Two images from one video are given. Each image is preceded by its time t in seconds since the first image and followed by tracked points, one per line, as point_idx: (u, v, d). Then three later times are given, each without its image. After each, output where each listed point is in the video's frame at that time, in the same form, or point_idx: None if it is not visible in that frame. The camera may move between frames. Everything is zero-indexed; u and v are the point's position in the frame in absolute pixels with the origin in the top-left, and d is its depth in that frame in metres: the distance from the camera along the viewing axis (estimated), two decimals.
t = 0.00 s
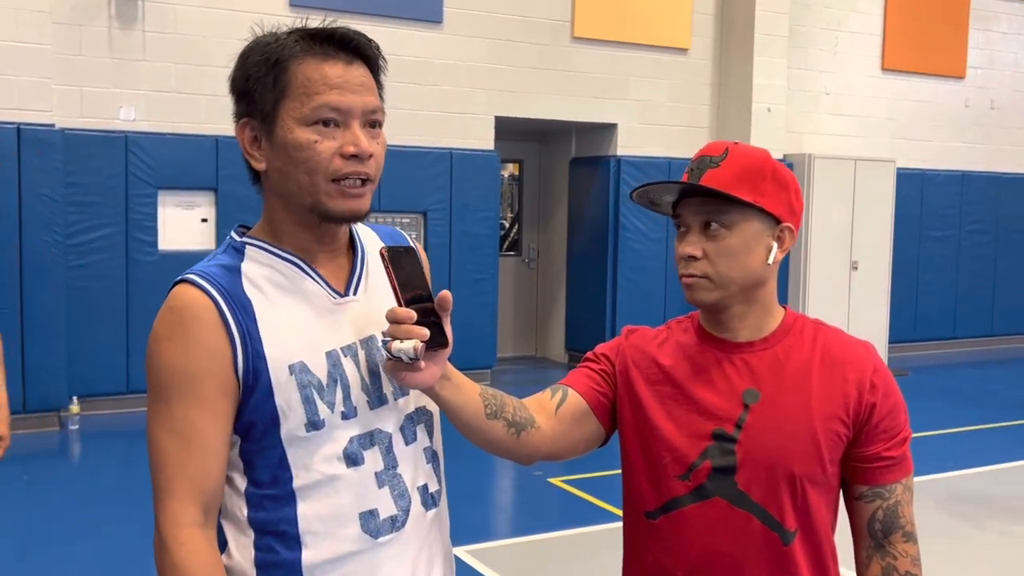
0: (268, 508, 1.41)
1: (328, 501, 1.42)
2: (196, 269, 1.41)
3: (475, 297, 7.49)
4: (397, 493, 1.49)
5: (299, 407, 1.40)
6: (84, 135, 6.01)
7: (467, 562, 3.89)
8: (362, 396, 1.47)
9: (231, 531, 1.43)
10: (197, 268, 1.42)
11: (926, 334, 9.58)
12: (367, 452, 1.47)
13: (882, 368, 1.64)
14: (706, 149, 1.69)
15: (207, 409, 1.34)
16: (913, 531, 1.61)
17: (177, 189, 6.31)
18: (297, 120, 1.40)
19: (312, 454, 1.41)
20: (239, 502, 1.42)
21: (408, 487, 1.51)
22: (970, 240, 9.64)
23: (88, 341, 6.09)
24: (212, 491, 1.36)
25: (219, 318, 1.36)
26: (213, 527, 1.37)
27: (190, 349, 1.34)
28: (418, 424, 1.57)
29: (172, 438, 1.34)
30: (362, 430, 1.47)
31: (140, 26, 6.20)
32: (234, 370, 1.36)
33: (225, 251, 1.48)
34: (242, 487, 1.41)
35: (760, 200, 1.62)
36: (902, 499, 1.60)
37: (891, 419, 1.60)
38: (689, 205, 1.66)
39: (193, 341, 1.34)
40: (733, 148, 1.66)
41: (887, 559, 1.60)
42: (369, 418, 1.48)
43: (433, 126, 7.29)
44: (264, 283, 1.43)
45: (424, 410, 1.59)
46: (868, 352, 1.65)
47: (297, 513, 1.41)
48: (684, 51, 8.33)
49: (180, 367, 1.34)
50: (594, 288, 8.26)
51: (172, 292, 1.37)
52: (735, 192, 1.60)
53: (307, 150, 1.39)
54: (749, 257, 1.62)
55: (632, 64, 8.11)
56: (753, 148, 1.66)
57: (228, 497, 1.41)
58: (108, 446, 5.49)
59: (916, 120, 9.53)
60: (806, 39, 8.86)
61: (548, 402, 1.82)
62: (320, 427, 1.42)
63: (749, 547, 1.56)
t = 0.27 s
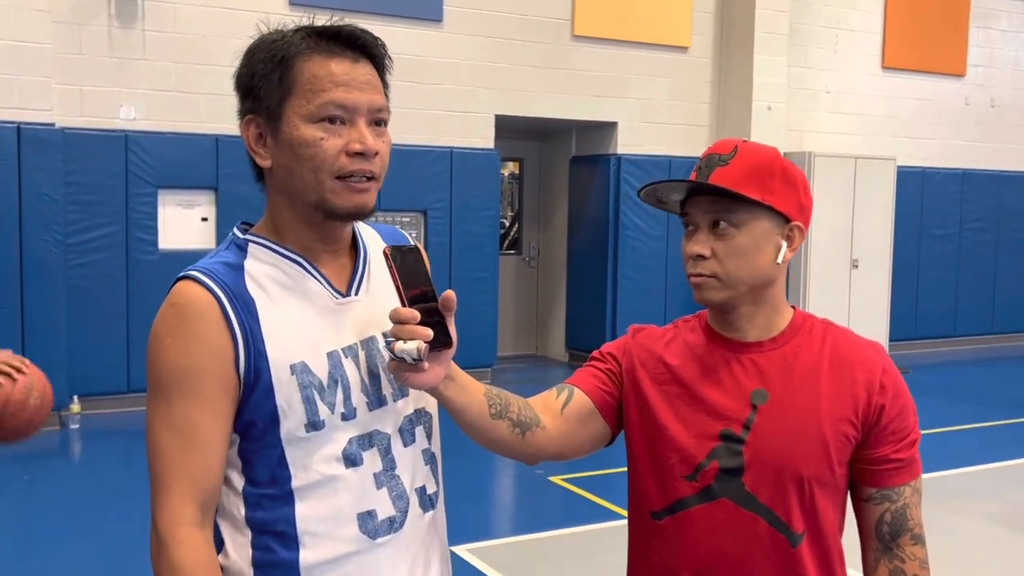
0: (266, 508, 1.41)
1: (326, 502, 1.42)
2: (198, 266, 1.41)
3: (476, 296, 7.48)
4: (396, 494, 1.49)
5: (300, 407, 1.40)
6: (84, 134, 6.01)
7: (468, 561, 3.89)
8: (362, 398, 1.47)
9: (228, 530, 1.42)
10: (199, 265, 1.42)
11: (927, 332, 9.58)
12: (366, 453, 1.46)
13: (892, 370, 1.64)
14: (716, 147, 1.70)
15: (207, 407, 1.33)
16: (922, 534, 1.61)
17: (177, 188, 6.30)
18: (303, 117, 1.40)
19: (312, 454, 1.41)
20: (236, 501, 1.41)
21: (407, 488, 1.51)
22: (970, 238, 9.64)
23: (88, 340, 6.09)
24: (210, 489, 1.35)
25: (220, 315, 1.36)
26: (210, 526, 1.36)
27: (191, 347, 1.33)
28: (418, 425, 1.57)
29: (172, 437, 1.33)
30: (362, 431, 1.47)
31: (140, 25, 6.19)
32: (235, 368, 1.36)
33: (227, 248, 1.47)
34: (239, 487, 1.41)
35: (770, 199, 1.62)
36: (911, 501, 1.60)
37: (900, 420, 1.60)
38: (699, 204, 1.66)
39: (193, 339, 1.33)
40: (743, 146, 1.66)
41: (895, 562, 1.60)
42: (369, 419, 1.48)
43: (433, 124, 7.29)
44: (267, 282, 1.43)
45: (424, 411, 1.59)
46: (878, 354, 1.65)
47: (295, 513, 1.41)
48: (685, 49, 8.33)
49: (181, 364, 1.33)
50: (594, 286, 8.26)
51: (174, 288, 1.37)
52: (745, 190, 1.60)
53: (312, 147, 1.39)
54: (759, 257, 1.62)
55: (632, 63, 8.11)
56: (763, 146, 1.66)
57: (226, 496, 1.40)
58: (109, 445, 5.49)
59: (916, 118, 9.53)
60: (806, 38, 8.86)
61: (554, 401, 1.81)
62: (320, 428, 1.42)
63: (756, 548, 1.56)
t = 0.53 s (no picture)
0: (264, 501, 1.41)
1: (324, 496, 1.42)
2: (204, 256, 1.41)
3: (476, 294, 7.48)
4: (395, 489, 1.49)
5: (300, 399, 1.40)
6: (84, 133, 6.01)
7: (469, 559, 3.89)
8: (361, 392, 1.47)
9: (227, 521, 1.43)
10: (204, 255, 1.42)
11: (928, 330, 9.58)
12: (364, 447, 1.46)
13: (904, 369, 1.63)
14: (723, 142, 1.69)
15: (208, 396, 1.33)
16: (934, 534, 1.60)
17: (177, 187, 6.30)
18: (305, 114, 1.40)
19: (310, 447, 1.41)
20: (235, 494, 1.41)
21: (406, 483, 1.51)
22: (971, 236, 9.64)
23: (89, 339, 6.09)
24: (208, 478, 1.34)
25: (225, 305, 1.36)
26: (207, 515, 1.35)
27: (193, 335, 1.33)
28: (418, 420, 1.57)
29: (172, 425, 1.33)
30: (360, 424, 1.47)
31: (140, 24, 6.19)
32: (237, 359, 1.36)
33: (233, 240, 1.48)
34: (238, 479, 1.41)
35: (777, 194, 1.61)
36: (922, 502, 1.59)
37: (912, 420, 1.59)
38: (706, 200, 1.66)
39: (195, 328, 1.33)
40: (751, 141, 1.65)
41: (906, 563, 1.59)
42: (368, 413, 1.48)
43: (433, 122, 7.28)
44: (272, 274, 1.43)
45: (424, 407, 1.60)
46: (890, 353, 1.64)
47: (293, 507, 1.41)
48: (685, 48, 8.33)
49: (183, 353, 1.33)
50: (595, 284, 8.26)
51: (178, 278, 1.37)
52: (752, 186, 1.60)
53: (314, 145, 1.39)
54: (766, 253, 1.61)
55: (632, 61, 8.10)
56: (771, 141, 1.66)
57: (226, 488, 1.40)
58: (110, 444, 5.49)
59: (917, 116, 9.52)
60: (806, 36, 8.85)
61: (557, 392, 1.82)
62: (319, 421, 1.42)
63: (763, 548, 1.57)
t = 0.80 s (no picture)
0: (264, 499, 1.40)
1: (322, 493, 1.42)
2: (203, 257, 1.41)
3: (477, 293, 7.48)
4: (393, 488, 1.49)
5: (299, 397, 1.40)
6: (84, 133, 6.01)
7: (470, 558, 3.90)
8: (363, 390, 1.47)
9: (226, 516, 1.44)
10: (203, 257, 1.41)
11: (929, 329, 9.57)
12: (364, 446, 1.46)
13: (912, 371, 1.62)
14: (726, 142, 1.69)
15: (205, 393, 1.31)
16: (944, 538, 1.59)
17: (178, 186, 6.30)
18: (309, 114, 1.40)
19: (310, 445, 1.41)
20: (235, 490, 1.42)
21: (404, 482, 1.51)
22: (971, 235, 9.63)
23: (90, 339, 6.09)
24: (204, 472, 1.31)
25: (223, 305, 1.35)
26: (202, 508, 1.31)
27: (189, 332, 1.32)
28: (418, 419, 1.57)
29: (167, 423, 1.30)
30: (360, 422, 1.47)
31: (140, 24, 6.19)
32: (235, 358, 1.35)
33: (232, 241, 1.48)
34: (237, 477, 1.41)
35: (779, 197, 1.60)
36: (931, 505, 1.58)
37: (918, 423, 1.58)
38: (708, 203, 1.65)
39: (192, 325, 1.32)
40: (753, 141, 1.65)
41: (916, 567, 1.59)
42: (368, 411, 1.48)
43: (434, 121, 7.28)
44: (270, 274, 1.43)
45: (424, 405, 1.60)
46: (898, 355, 1.62)
47: (291, 504, 1.41)
48: (685, 47, 8.33)
49: (180, 352, 1.31)
50: (595, 283, 8.26)
51: (177, 279, 1.36)
52: (754, 190, 1.59)
53: (317, 145, 1.39)
54: (769, 256, 1.61)
55: (632, 60, 8.10)
56: (773, 141, 1.65)
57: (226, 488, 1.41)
58: (110, 443, 5.48)
59: (917, 115, 9.52)
60: (807, 35, 8.85)
61: (560, 393, 1.84)
62: (318, 419, 1.42)
63: (765, 552, 1.57)
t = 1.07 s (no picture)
0: (266, 501, 1.41)
1: (325, 493, 1.42)
2: (195, 263, 1.40)
3: (477, 293, 7.49)
4: (395, 486, 1.49)
5: (297, 397, 1.39)
6: (84, 133, 6.01)
7: (471, 558, 3.90)
8: (361, 389, 1.47)
9: (230, 520, 1.45)
10: (196, 263, 1.40)
11: (930, 328, 9.58)
12: (365, 444, 1.46)
13: (930, 376, 1.62)
14: (749, 146, 1.70)
15: (199, 392, 1.29)
16: (960, 541, 1.59)
17: (178, 186, 6.30)
18: (303, 120, 1.40)
19: (310, 445, 1.41)
20: (238, 493, 1.42)
21: (407, 480, 1.51)
22: (972, 235, 9.63)
23: (90, 339, 6.09)
24: (204, 461, 1.28)
25: (217, 310, 1.34)
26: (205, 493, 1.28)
27: (184, 332, 1.31)
28: (419, 416, 1.57)
29: (165, 421, 1.28)
30: (361, 421, 1.47)
31: (140, 24, 6.19)
32: (232, 360, 1.34)
33: (225, 246, 1.46)
34: (240, 480, 1.41)
35: (802, 204, 1.60)
36: (948, 509, 1.58)
37: (935, 429, 1.58)
38: (730, 205, 1.65)
39: (187, 326, 1.31)
40: (779, 146, 1.66)
41: (930, 570, 1.59)
42: (368, 409, 1.48)
43: (434, 121, 7.28)
44: (263, 276, 1.43)
45: (425, 402, 1.59)
46: (917, 360, 1.62)
47: (294, 505, 1.41)
48: (685, 46, 8.33)
49: (173, 354, 1.30)
50: (596, 283, 8.26)
51: (171, 285, 1.35)
52: (776, 196, 1.59)
53: (311, 152, 1.39)
54: (789, 263, 1.61)
55: (633, 60, 8.10)
56: (799, 146, 1.66)
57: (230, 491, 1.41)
58: (112, 444, 5.49)
59: (917, 114, 9.51)
60: (807, 34, 8.85)
61: (568, 393, 1.84)
62: (318, 418, 1.42)
63: (777, 555, 1.57)
